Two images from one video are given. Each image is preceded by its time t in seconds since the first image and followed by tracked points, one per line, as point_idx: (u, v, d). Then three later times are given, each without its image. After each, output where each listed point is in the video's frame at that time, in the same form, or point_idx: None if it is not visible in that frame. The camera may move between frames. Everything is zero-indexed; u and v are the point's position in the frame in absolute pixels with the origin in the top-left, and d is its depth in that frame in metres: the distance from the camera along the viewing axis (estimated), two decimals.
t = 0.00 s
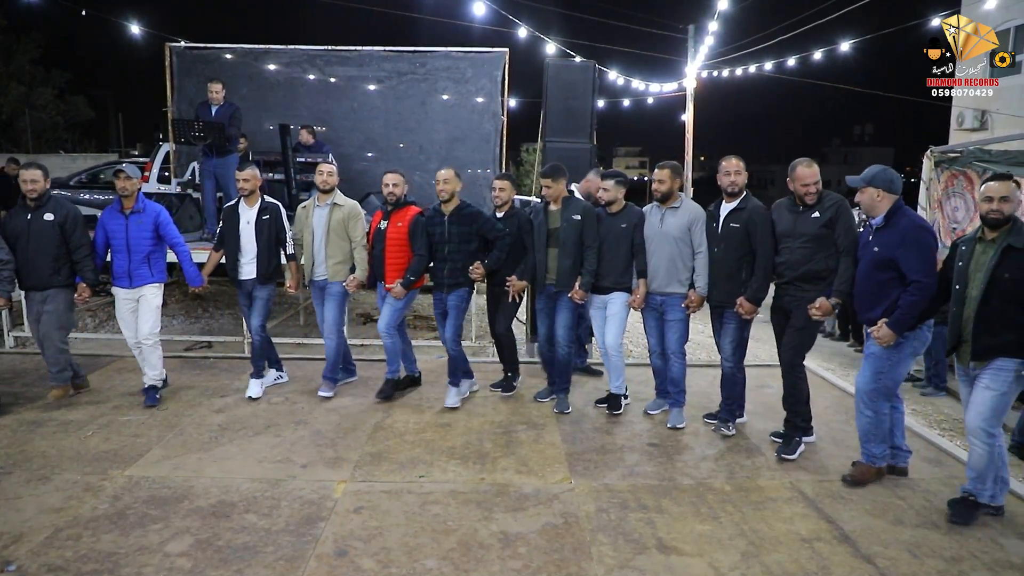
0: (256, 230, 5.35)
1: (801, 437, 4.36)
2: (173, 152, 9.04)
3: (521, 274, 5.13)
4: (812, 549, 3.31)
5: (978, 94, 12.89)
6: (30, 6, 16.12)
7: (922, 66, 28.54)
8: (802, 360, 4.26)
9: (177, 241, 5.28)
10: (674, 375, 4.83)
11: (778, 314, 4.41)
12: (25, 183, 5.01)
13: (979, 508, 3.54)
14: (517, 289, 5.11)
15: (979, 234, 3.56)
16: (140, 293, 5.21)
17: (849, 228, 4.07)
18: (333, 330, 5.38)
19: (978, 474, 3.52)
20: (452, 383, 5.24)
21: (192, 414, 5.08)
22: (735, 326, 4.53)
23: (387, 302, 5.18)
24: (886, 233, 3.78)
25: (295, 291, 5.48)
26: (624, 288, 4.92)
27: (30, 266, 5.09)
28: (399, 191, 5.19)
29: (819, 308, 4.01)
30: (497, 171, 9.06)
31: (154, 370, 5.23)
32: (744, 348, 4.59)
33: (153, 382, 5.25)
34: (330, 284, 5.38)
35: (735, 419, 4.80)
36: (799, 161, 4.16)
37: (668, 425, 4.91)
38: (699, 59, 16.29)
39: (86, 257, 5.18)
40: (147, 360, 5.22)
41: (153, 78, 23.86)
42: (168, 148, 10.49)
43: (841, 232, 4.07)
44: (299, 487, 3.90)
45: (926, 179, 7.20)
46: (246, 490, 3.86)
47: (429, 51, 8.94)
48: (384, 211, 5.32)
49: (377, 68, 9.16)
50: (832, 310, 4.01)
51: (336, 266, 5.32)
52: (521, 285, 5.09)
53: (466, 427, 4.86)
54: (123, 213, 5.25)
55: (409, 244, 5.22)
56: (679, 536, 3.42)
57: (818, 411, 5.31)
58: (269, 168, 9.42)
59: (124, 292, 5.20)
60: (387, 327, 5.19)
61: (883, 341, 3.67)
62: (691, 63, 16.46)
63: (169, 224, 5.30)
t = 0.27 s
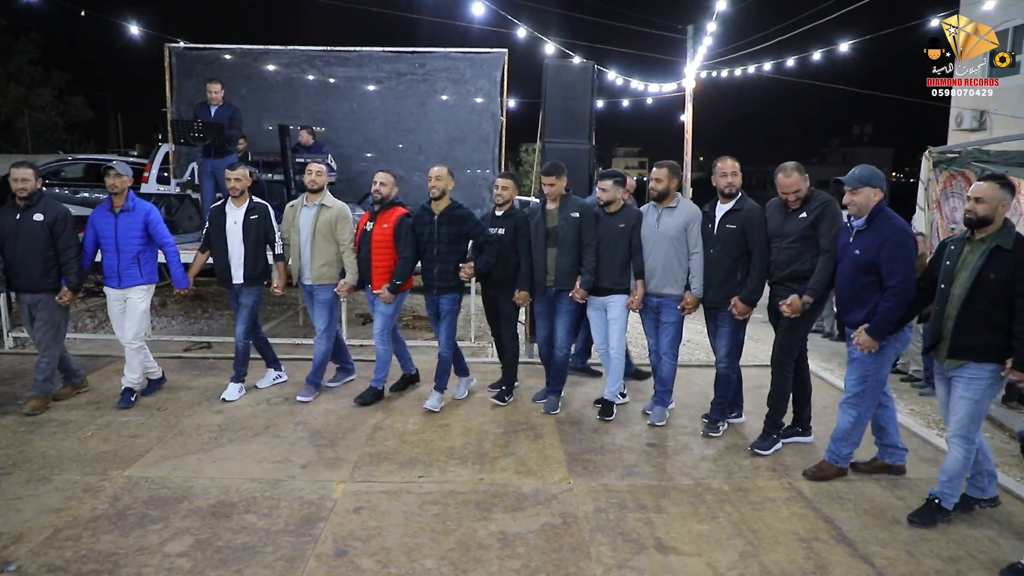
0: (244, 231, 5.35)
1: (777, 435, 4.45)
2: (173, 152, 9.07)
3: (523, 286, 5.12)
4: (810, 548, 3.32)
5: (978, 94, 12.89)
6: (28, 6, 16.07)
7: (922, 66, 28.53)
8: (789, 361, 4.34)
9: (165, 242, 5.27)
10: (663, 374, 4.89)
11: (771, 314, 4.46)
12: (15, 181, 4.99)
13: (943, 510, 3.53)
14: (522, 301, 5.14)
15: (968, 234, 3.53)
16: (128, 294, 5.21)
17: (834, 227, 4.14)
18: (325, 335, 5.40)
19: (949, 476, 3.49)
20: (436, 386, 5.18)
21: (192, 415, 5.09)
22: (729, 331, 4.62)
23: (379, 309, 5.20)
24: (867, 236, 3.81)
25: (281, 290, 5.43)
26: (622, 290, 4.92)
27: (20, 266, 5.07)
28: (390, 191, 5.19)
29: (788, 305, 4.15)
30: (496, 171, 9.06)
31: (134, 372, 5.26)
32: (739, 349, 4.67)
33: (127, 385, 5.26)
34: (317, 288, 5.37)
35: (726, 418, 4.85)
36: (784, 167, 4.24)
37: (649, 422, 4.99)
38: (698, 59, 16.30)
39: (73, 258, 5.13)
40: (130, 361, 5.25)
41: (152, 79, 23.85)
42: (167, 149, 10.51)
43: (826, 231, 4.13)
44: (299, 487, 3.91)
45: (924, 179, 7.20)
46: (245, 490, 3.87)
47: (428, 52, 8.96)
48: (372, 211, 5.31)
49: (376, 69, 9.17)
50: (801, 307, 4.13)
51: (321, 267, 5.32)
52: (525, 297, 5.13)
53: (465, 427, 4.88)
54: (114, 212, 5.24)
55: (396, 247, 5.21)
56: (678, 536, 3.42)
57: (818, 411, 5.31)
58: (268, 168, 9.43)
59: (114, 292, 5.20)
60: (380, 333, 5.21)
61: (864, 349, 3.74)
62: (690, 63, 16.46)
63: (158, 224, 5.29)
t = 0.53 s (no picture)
0: (233, 234, 5.35)
1: (775, 435, 4.46)
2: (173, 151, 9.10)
3: (517, 291, 5.00)
4: (808, 548, 3.33)
5: (978, 94, 12.89)
6: (27, 6, 16.05)
7: (921, 67, 28.54)
8: (789, 362, 4.38)
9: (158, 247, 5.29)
10: (662, 375, 4.93)
11: (764, 315, 4.50)
12: (9, 183, 4.97)
13: (940, 511, 3.53)
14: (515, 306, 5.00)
15: (957, 235, 3.55)
16: (118, 297, 5.19)
17: (822, 230, 4.19)
18: (318, 339, 5.43)
19: (946, 477, 3.49)
20: (434, 388, 5.20)
21: (191, 415, 5.10)
22: (730, 332, 4.62)
23: (371, 313, 5.21)
24: (860, 241, 3.82)
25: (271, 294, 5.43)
26: (620, 292, 4.94)
27: (10, 268, 5.04)
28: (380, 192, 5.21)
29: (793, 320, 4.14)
30: (495, 171, 9.07)
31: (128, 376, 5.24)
32: (741, 350, 4.66)
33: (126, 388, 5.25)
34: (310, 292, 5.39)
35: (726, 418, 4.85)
36: (773, 170, 4.25)
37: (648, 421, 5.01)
38: (697, 59, 16.31)
39: (66, 261, 5.14)
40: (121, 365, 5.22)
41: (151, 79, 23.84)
42: (166, 149, 10.52)
43: (816, 234, 4.19)
44: (298, 487, 3.92)
45: (923, 179, 7.21)
46: (245, 490, 3.88)
47: (427, 52, 9.00)
48: (362, 212, 5.29)
49: (375, 69, 9.18)
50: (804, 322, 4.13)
51: (312, 271, 5.36)
52: (518, 302, 5.00)
53: (464, 428, 4.89)
54: (106, 215, 5.24)
55: (387, 250, 5.21)
56: (676, 536, 3.43)
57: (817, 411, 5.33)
58: (268, 169, 9.45)
59: (103, 295, 5.18)
60: (372, 338, 5.24)
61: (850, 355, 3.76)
62: (689, 63, 16.46)
63: (151, 227, 5.32)
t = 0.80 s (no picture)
0: (225, 231, 5.38)
1: (774, 434, 4.47)
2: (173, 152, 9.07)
3: (512, 288, 5.05)
4: (807, 547, 3.34)
5: (978, 94, 12.89)
6: (26, 6, 16.04)
7: (920, 67, 28.54)
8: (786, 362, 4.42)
9: (152, 244, 5.30)
10: (660, 374, 4.93)
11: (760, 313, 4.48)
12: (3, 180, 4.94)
13: (938, 509, 3.56)
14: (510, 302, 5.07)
15: (948, 235, 3.57)
16: (112, 295, 5.19)
17: (816, 229, 4.18)
18: (315, 338, 5.45)
19: (941, 477, 3.52)
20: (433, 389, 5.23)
21: (191, 415, 5.11)
22: (728, 332, 4.63)
23: (366, 312, 5.22)
24: (863, 234, 3.82)
25: (265, 291, 5.46)
26: (616, 291, 4.95)
27: (3, 267, 5.00)
28: (372, 189, 5.24)
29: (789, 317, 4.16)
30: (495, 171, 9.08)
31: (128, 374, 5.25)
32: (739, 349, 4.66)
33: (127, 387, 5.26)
34: (303, 291, 5.39)
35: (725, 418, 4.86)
36: (770, 166, 4.29)
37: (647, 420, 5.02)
38: (696, 59, 16.32)
39: (59, 260, 5.11)
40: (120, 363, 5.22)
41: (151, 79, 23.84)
42: (165, 149, 10.53)
43: (811, 233, 4.18)
44: (297, 487, 3.92)
45: (922, 179, 7.22)
46: (244, 490, 3.88)
47: (427, 52, 9.00)
48: (354, 211, 5.30)
49: (375, 69, 9.18)
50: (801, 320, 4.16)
51: (306, 267, 5.35)
52: (512, 299, 5.07)
53: (463, 428, 4.89)
54: (101, 213, 5.24)
55: (382, 247, 5.23)
56: (675, 535, 3.44)
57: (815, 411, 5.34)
58: (268, 168, 9.50)
59: (97, 293, 5.18)
60: (369, 338, 5.27)
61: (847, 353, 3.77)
62: (689, 63, 16.47)
63: (146, 225, 5.32)
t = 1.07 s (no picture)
0: (216, 233, 5.39)
1: (773, 434, 4.46)
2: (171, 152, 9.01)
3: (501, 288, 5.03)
4: (805, 547, 3.34)
5: (978, 94, 12.89)
6: (25, 6, 16.03)
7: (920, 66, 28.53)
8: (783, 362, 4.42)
9: (143, 245, 5.32)
10: (657, 374, 4.91)
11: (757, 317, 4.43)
12: None
13: (936, 509, 3.55)
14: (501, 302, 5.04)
15: (942, 236, 3.57)
16: (105, 296, 5.22)
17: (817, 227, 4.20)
18: (309, 338, 5.44)
19: (935, 477, 3.52)
20: (430, 390, 5.19)
21: (189, 415, 5.11)
22: (725, 332, 4.61)
23: (358, 312, 5.25)
24: (868, 240, 3.80)
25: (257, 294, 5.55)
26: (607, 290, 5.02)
27: None
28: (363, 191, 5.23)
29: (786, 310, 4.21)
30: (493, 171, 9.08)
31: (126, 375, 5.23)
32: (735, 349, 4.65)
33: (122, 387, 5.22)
34: (297, 291, 5.42)
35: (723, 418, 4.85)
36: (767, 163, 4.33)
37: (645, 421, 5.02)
38: (695, 60, 16.32)
39: (49, 262, 5.10)
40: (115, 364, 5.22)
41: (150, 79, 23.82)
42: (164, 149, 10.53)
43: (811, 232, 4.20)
44: (295, 487, 3.92)
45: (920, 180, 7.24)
46: (243, 490, 3.88)
47: (426, 52, 9.01)
48: (345, 212, 5.34)
49: (373, 69, 9.18)
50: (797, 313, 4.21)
51: (299, 268, 5.38)
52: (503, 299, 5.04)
53: (461, 428, 4.89)
54: (90, 215, 5.25)
55: (373, 247, 5.26)
56: (673, 535, 3.44)
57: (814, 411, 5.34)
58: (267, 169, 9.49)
59: (89, 295, 5.20)
60: (361, 337, 5.25)
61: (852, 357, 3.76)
62: (688, 63, 16.47)
63: (137, 226, 5.36)
